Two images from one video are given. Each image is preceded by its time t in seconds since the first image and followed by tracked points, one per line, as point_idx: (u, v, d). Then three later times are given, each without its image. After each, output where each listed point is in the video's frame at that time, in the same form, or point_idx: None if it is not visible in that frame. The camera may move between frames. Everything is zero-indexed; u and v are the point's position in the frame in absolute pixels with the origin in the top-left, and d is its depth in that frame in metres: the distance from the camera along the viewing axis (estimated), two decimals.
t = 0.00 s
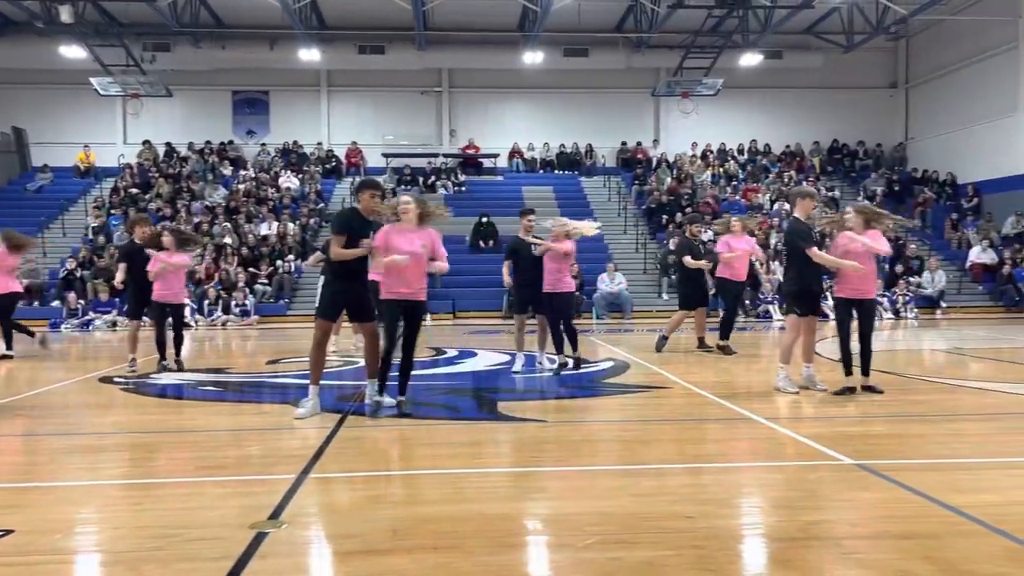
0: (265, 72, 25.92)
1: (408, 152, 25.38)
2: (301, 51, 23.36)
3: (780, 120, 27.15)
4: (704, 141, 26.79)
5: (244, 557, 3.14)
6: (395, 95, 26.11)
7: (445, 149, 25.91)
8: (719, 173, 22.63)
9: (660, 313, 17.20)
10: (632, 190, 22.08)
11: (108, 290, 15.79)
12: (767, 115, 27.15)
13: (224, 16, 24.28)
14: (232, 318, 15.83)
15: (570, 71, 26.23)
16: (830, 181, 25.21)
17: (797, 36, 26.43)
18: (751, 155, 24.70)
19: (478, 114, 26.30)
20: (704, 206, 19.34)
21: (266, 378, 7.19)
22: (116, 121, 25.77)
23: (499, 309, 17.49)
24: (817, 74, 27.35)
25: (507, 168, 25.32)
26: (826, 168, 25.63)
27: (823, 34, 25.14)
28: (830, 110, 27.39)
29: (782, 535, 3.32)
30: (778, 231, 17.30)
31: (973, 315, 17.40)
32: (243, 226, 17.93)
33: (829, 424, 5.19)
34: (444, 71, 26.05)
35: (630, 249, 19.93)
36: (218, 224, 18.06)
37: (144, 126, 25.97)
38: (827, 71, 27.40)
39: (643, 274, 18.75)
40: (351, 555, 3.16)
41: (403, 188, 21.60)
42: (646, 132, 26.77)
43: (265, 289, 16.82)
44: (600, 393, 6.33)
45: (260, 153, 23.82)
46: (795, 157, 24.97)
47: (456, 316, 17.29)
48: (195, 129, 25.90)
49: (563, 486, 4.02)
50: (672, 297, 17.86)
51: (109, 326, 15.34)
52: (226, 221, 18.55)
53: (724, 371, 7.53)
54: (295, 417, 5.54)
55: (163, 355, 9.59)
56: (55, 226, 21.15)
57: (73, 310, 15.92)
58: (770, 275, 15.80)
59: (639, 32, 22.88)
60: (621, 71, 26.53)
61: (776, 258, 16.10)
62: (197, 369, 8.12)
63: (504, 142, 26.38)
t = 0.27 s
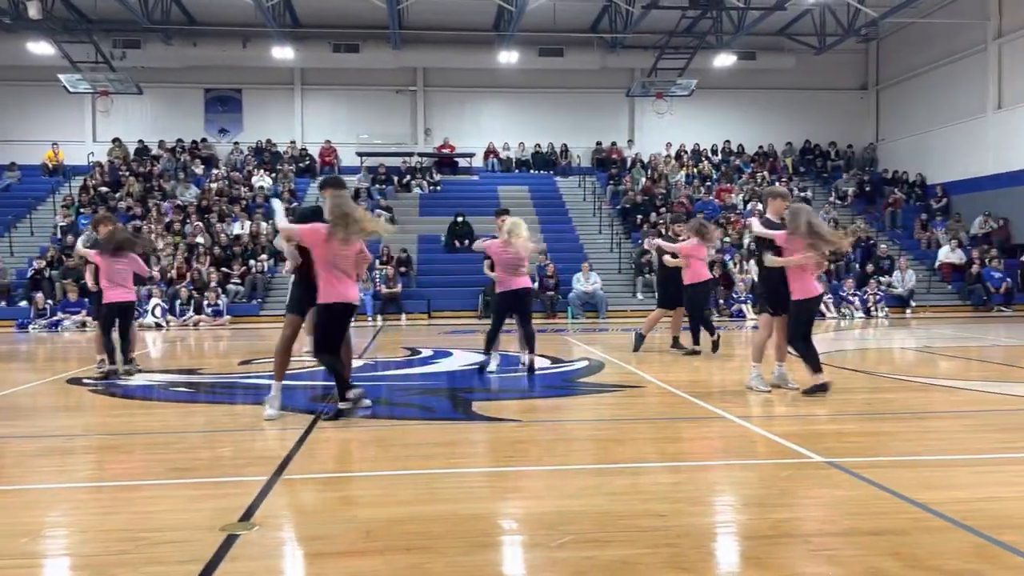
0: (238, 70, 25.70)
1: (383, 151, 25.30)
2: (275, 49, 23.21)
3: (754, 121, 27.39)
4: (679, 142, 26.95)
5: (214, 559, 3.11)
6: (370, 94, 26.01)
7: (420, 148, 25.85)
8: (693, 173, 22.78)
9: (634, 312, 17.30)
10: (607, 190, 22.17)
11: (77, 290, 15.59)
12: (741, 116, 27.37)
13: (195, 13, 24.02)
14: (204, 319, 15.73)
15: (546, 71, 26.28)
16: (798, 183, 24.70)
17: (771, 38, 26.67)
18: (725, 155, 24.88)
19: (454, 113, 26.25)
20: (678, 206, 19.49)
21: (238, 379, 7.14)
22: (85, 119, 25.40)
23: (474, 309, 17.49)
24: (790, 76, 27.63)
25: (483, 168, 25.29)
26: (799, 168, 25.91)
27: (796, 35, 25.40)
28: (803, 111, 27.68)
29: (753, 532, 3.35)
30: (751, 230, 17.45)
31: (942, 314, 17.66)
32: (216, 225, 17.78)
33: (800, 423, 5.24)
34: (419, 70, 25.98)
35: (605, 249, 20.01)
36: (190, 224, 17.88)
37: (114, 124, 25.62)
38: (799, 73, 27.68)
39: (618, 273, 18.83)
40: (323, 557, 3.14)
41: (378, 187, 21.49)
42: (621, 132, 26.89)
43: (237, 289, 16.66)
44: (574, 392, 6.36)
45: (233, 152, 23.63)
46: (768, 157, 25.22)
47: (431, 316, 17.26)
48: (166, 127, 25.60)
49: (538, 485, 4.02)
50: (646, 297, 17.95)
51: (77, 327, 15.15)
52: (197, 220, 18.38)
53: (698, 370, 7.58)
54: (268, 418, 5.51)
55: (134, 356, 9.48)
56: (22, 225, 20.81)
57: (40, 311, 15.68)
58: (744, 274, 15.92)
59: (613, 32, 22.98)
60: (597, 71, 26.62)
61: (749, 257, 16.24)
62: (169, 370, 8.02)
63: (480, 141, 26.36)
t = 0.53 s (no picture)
0: (228, 69, 25.64)
1: (373, 151, 25.27)
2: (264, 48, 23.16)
3: (744, 122, 27.49)
4: (669, 142, 27.01)
5: (203, 560, 3.09)
6: (361, 94, 25.98)
7: (411, 149, 25.83)
8: (683, 174, 22.84)
9: (624, 312, 17.34)
10: (597, 191, 22.22)
11: (64, 291, 15.53)
12: (731, 117, 27.47)
13: (184, 12, 23.98)
14: (193, 319, 15.64)
15: (536, 71, 26.31)
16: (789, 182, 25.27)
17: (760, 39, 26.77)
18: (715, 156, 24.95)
19: (444, 114, 26.24)
20: (668, 206, 19.56)
21: (227, 380, 7.12)
22: (73, 119, 25.27)
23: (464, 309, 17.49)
24: (779, 77, 27.74)
25: (473, 168, 25.28)
26: (788, 169, 26.02)
27: (785, 36, 25.51)
28: (792, 112, 27.80)
29: (742, 532, 3.36)
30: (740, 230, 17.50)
31: (930, 314, 17.72)
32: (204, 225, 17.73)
33: (789, 423, 5.26)
34: (409, 70, 25.97)
35: (595, 249, 20.04)
36: (178, 225, 17.82)
37: (102, 124, 25.50)
38: (788, 74, 27.81)
39: (608, 274, 18.85)
40: (313, 557, 3.13)
41: (368, 187, 21.43)
42: (612, 133, 26.94)
43: (226, 289, 16.60)
44: (564, 392, 6.36)
45: (223, 151, 23.57)
46: (757, 158, 25.34)
47: (421, 316, 17.26)
48: (155, 127, 25.50)
49: (528, 486, 4.02)
50: (636, 297, 17.99)
51: (64, 328, 15.08)
52: (186, 220, 18.33)
53: (688, 370, 7.60)
54: (257, 419, 5.49)
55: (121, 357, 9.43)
56: (9, 225, 20.67)
57: (27, 312, 15.59)
58: (733, 274, 15.97)
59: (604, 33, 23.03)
60: (587, 71, 26.66)
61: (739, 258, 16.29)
62: (158, 371, 7.99)
63: (470, 141, 26.36)
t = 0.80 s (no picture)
0: (224, 70, 25.63)
1: (369, 152, 25.27)
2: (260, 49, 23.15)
3: (740, 123, 27.53)
4: (665, 144, 27.03)
5: (199, 563, 3.09)
6: (357, 95, 25.99)
7: (407, 150, 25.83)
8: (679, 176, 22.87)
9: (619, 314, 17.35)
10: (593, 192, 22.24)
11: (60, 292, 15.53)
12: (727, 118, 27.50)
13: (180, 13, 23.99)
14: (188, 320, 15.60)
15: (532, 72, 26.33)
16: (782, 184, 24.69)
17: (756, 40, 26.82)
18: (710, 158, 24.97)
19: (441, 115, 26.25)
20: (664, 207, 19.59)
21: (223, 381, 7.11)
22: (69, 119, 25.22)
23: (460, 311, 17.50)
24: (775, 78, 27.79)
25: (469, 169, 25.26)
26: (784, 170, 26.06)
27: (781, 38, 25.55)
28: (788, 114, 27.84)
29: (738, 534, 3.37)
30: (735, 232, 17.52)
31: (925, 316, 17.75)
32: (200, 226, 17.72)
33: (784, 425, 5.27)
34: (405, 72, 25.98)
35: (591, 250, 20.05)
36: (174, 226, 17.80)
37: (97, 125, 25.45)
38: (784, 76, 27.85)
39: (604, 275, 18.86)
40: (310, 559, 3.13)
41: (364, 188, 21.40)
42: (608, 134, 26.97)
43: (222, 290, 16.57)
44: (560, 394, 6.37)
45: (219, 152, 23.56)
46: (753, 159, 25.37)
47: (417, 317, 17.26)
48: (151, 128, 25.46)
49: (525, 487, 4.02)
50: (631, 299, 18.00)
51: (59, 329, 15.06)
52: (182, 222, 18.31)
53: (684, 371, 7.60)
54: (253, 421, 5.48)
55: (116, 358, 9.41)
56: (4, 226, 20.62)
57: (22, 313, 15.56)
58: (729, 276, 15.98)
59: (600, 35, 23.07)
60: (583, 73, 26.69)
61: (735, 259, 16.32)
62: (153, 372, 7.97)
63: (467, 143, 26.37)
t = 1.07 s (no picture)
0: (227, 72, 25.65)
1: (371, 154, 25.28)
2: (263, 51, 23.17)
3: (742, 125, 27.54)
4: (667, 146, 27.04)
5: (203, 563, 3.09)
6: (359, 97, 26.01)
7: (408, 151, 25.85)
8: (681, 177, 22.88)
9: (621, 315, 17.35)
10: (595, 194, 22.25)
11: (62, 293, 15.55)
12: (729, 120, 27.50)
13: (183, 15, 24.05)
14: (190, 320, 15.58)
15: (534, 74, 26.36)
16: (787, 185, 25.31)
17: (758, 42, 26.83)
18: (712, 159, 24.97)
19: (443, 117, 26.27)
20: (666, 209, 19.60)
21: (224, 382, 7.11)
22: (71, 120, 25.24)
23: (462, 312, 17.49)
24: (777, 80, 27.81)
25: (471, 171, 25.25)
26: (786, 172, 26.07)
27: (783, 40, 25.56)
28: (790, 115, 27.86)
29: (741, 534, 3.36)
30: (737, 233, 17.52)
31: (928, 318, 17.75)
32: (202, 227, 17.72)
33: (787, 426, 5.26)
34: (408, 74, 26.00)
35: (593, 251, 20.04)
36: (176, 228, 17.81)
37: (100, 126, 25.46)
38: (786, 78, 27.87)
39: (606, 276, 18.87)
40: (314, 559, 3.13)
41: (366, 189, 21.36)
42: (610, 136, 26.99)
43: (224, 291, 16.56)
44: (562, 395, 6.36)
45: (221, 153, 23.58)
46: (754, 161, 25.37)
47: (419, 319, 17.27)
48: (153, 129, 25.48)
49: (528, 488, 4.02)
50: (634, 300, 18.00)
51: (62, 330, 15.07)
52: (184, 223, 18.33)
53: (686, 373, 7.60)
54: (255, 422, 5.47)
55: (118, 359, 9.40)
56: (7, 227, 20.62)
57: (24, 314, 15.57)
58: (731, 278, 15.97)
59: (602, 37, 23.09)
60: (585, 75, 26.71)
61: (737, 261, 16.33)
62: (155, 373, 7.97)
63: (468, 144, 26.39)
